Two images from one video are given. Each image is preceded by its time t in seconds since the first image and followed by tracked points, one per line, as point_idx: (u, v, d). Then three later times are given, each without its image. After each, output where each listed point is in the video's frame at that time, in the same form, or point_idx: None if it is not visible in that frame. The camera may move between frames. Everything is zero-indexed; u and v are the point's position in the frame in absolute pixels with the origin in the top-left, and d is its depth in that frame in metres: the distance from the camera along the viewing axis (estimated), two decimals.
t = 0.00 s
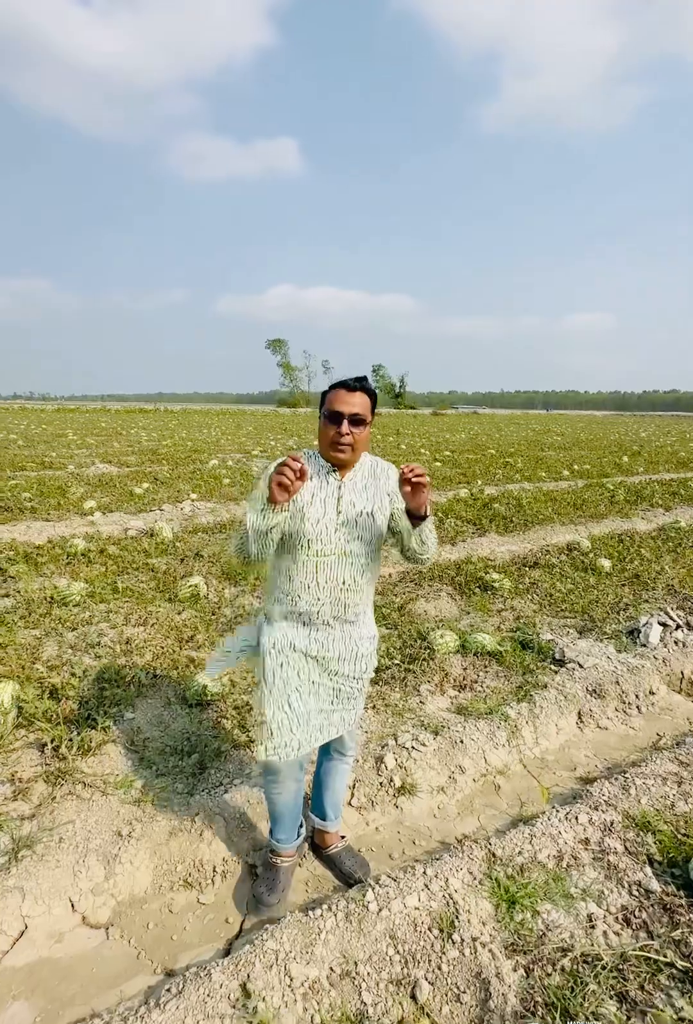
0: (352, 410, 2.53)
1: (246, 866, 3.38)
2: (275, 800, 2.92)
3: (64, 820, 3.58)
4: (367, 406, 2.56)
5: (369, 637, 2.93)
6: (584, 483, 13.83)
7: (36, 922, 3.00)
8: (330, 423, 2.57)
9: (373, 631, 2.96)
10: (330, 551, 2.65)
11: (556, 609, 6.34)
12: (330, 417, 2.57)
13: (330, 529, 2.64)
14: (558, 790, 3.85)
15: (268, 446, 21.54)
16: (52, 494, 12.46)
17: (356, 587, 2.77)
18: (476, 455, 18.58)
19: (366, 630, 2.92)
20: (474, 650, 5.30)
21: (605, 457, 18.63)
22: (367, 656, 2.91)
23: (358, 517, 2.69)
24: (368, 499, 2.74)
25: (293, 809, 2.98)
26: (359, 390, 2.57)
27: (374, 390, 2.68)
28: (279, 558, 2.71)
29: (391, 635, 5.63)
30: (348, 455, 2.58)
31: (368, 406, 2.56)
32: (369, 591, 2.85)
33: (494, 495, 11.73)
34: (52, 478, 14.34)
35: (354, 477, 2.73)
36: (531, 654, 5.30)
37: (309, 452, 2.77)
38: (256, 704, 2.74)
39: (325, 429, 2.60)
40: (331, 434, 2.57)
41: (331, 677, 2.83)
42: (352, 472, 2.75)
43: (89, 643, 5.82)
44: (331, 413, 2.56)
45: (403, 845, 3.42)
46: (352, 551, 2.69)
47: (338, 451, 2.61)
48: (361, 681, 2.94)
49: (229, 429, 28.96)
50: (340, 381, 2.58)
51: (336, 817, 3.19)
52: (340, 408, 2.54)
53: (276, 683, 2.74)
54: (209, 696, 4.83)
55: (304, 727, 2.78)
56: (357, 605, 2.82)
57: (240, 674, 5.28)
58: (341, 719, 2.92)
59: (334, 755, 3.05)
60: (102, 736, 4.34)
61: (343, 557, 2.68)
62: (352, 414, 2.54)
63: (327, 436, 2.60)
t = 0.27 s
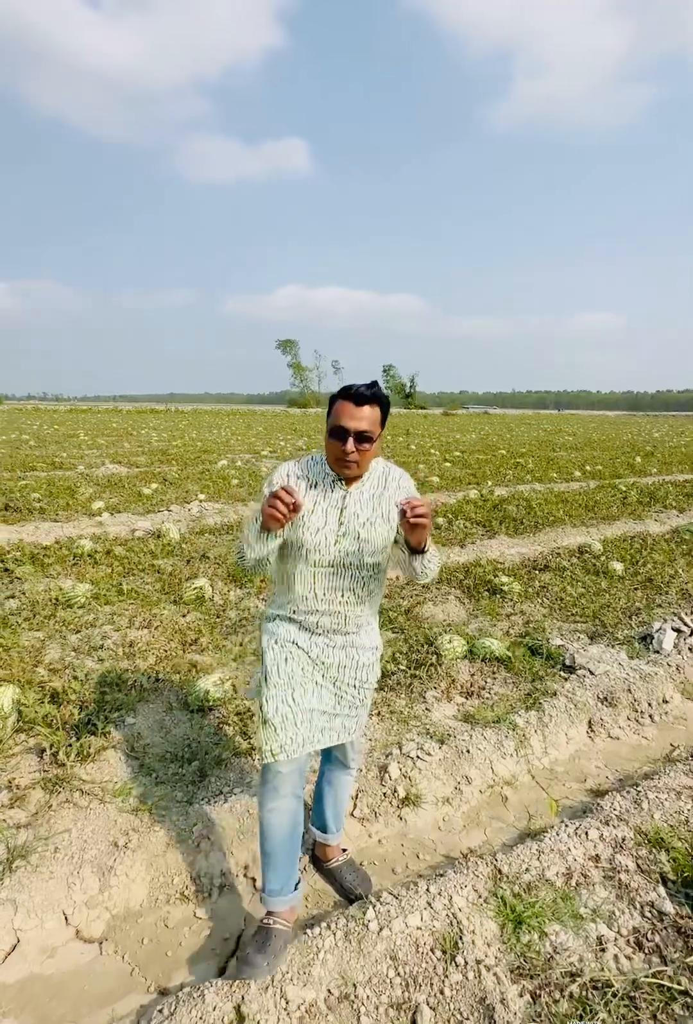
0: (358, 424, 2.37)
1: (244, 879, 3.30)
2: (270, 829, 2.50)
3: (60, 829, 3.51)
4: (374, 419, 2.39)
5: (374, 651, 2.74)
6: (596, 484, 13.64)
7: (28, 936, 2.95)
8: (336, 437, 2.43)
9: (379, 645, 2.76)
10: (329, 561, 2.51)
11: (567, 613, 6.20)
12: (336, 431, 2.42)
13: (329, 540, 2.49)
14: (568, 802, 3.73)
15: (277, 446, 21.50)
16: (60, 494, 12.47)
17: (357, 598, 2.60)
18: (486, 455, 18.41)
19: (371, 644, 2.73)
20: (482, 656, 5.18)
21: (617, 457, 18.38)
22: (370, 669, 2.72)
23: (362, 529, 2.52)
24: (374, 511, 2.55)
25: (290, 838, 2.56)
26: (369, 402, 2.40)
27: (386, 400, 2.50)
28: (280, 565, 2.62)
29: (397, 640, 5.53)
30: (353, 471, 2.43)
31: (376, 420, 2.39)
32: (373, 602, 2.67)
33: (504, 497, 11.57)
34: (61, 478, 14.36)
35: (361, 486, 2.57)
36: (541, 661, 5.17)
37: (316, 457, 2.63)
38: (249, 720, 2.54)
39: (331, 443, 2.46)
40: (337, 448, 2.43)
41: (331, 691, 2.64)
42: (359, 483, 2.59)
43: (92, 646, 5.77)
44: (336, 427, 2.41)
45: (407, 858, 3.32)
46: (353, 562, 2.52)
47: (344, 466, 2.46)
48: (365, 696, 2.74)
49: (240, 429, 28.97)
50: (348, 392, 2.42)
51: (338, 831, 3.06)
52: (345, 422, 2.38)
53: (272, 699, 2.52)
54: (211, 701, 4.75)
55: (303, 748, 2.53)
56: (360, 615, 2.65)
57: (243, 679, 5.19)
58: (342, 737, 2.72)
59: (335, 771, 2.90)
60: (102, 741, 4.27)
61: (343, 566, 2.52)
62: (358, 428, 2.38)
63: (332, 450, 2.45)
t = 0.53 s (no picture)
0: (352, 417, 2.29)
1: (245, 891, 3.22)
2: (258, 862, 2.34)
3: (59, 836, 3.45)
4: (369, 413, 2.32)
5: (377, 669, 2.63)
6: (611, 486, 13.43)
7: (23, 948, 2.89)
8: (329, 434, 2.34)
9: (382, 662, 2.66)
10: (325, 578, 2.41)
11: (580, 618, 6.05)
12: (329, 427, 2.34)
13: (325, 554, 2.39)
14: (579, 817, 3.60)
15: (290, 446, 21.45)
16: (72, 494, 12.50)
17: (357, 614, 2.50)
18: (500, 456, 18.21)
19: (374, 661, 2.62)
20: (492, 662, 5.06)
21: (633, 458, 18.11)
22: (373, 688, 2.62)
23: (360, 541, 2.42)
24: (373, 521, 2.45)
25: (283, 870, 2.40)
26: (363, 397, 2.35)
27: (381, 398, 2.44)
28: (276, 582, 2.52)
29: (406, 644, 5.42)
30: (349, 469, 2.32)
31: (371, 414, 2.32)
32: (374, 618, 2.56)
33: (517, 498, 11.41)
34: (74, 478, 14.41)
35: (359, 496, 2.47)
36: (553, 668, 5.03)
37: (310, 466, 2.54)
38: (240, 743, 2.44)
39: (324, 441, 2.37)
40: (330, 446, 2.33)
41: (330, 711, 2.55)
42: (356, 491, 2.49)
43: (98, 648, 5.72)
44: (329, 423, 2.33)
45: (411, 872, 3.21)
46: (351, 577, 2.42)
47: (338, 465, 2.35)
48: (367, 716, 2.63)
49: (252, 429, 28.99)
50: (340, 389, 2.37)
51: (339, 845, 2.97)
52: (338, 416, 2.31)
53: (266, 721, 2.42)
54: (215, 706, 4.68)
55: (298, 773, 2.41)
56: (361, 632, 2.56)
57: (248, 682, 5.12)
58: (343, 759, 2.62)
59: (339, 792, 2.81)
60: (104, 745, 4.21)
61: (341, 582, 2.42)
62: (352, 422, 2.30)
63: (326, 449, 2.36)
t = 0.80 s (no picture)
0: (348, 424, 2.24)
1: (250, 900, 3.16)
2: (255, 893, 2.26)
3: (64, 840, 3.43)
4: (366, 421, 2.28)
5: (378, 692, 2.58)
6: (629, 489, 13.22)
7: (26, 954, 2.86)
8: (324, 442, 2.28)
9: (384, 686, 2.60)
10: (323, 601, 2.35)
11: (596, 624, 5.93)
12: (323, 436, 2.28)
13: (322, 576, 2.34)
14: (594, 830, 3.50)
15: (304, 447, 21.40)
16: (87, 495, 12.56)
17: (358, 637, 2.44)
18: (516, 458, 18.02)
19: (375, 683, 2.57)
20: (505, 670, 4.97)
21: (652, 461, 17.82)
22: (373, 712, 2.56)
23: (358, 562, 2.35)
24: (373, 540, 2.38)
25: (280, 900, 2.32)
26: (359, 404, 2.31)
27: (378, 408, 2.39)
28: (274, 601, 2.47)
29: (418, 649, 5.34)
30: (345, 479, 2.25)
31: (368, 421, 2.27)
32: (377, 641, 2.50)
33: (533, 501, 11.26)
34: (90, 479, 14.50)
35: (357, 512, 2.40)
36: (569, 676, 4.92)
37: (307, 480, 2.48)
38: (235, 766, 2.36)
39: (319, 451, 2.31)
40: (325, 456, 2.27)
41: (330, 734, 2.49)
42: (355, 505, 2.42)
43: (108, 649, 5.71)
44: (324, 431, 2.27)
45: (420, 885, 3.13)
46: (350, 600, 2.36)
47: (334, 475, 2.28)
48: (367, 740, 2.58)
49: (267, 430, 29.02)
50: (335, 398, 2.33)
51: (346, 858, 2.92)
52: (334, 423, 2.26)
53: (263, 744, 2.35)
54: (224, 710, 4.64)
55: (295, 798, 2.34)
56: (362, 655, 2.49)
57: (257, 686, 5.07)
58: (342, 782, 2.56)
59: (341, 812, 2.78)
60: (112, 748, 4.19)
61: (341, 603, 2.36)
62: (348, 429, 2.24)
63: (321, 460, 2.29)
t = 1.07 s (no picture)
0: (331, 433, 2.10)
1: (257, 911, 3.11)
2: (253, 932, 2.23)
3: (72, 846, 3.40)
4: (351, 429, 2.13)
5: (374, 717, 2.51)
6: (645, 494, 13.04)
7: (32, 962, 2.84)
8: (306, 455, 2.13)
9: (380, 710, 2.52)
10: (307, 632, 2.24)
11: (613, 632, 5.82)
12: (305, 448, 2.13)
13: (307, 605, 2.22)
14: (610, 846, 3.41)
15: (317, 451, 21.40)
16: (102, 497, 12.64)
17: (348, 668, 2.33)
18: (530, 461, 17.87)
19: (371, 707, 2.49)
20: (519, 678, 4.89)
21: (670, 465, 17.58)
22: (370, 738, 2.50)
23: (345, 590, 2.22)
24: (362, 564, 2.24)
25: (281, 934, 2.28)
26: (344, 407, 2.16)
27: (367, 417, 2.25)
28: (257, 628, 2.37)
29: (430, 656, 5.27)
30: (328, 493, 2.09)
31: (354, 429, 2.13)
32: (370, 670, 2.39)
33: (548, 505, 11.14)
34: (105, 481, 14.58)
35: (345, 529, 2.26)
36: (584, 685, 4.83)
37: (292, 495, 2.34)
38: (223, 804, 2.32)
39: (300, 464, 2.15)
40: (307, 470, 2.12)
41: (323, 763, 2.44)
42: (344, 521, 2.27)
43: (119, 652, 5.70)
44: (305, 443, 2.13)
45: (431, 899, 3.07)
46: (337, 631, 2.25)
47: (318, 490, 2.12)
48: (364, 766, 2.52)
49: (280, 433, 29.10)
50: (317, 404, 2.18)
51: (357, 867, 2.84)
52: (317, 433, 2.12)
53: (250, 784, 2.29)
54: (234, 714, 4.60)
55: (284, 839, 2.29)
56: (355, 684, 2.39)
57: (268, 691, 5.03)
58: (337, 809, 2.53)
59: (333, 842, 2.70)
60: (121, 753, 4.17)
61: (328, 636, 2.25)
62: (332, 439, 2.10)
63: (302, 474, 2.14)
